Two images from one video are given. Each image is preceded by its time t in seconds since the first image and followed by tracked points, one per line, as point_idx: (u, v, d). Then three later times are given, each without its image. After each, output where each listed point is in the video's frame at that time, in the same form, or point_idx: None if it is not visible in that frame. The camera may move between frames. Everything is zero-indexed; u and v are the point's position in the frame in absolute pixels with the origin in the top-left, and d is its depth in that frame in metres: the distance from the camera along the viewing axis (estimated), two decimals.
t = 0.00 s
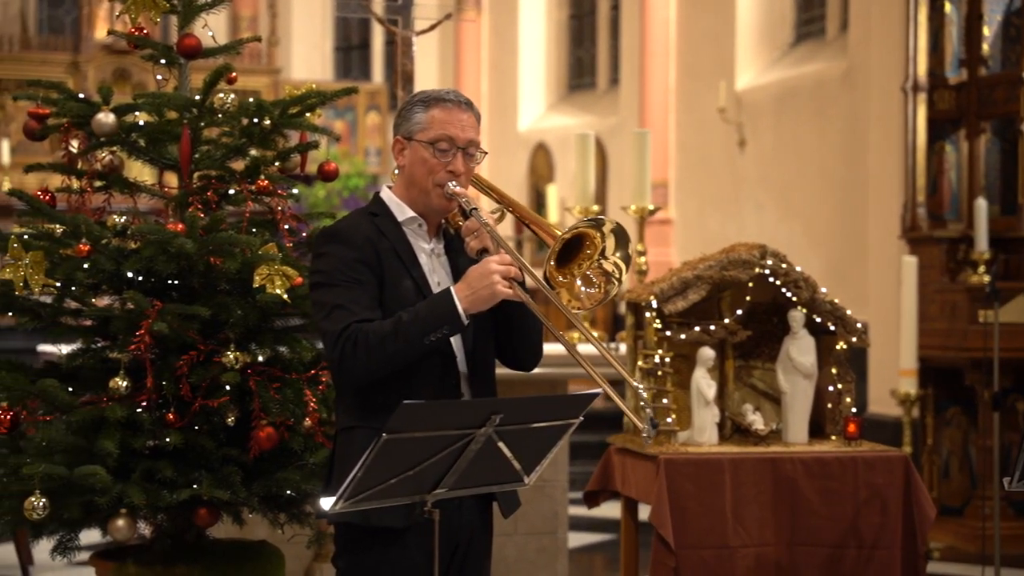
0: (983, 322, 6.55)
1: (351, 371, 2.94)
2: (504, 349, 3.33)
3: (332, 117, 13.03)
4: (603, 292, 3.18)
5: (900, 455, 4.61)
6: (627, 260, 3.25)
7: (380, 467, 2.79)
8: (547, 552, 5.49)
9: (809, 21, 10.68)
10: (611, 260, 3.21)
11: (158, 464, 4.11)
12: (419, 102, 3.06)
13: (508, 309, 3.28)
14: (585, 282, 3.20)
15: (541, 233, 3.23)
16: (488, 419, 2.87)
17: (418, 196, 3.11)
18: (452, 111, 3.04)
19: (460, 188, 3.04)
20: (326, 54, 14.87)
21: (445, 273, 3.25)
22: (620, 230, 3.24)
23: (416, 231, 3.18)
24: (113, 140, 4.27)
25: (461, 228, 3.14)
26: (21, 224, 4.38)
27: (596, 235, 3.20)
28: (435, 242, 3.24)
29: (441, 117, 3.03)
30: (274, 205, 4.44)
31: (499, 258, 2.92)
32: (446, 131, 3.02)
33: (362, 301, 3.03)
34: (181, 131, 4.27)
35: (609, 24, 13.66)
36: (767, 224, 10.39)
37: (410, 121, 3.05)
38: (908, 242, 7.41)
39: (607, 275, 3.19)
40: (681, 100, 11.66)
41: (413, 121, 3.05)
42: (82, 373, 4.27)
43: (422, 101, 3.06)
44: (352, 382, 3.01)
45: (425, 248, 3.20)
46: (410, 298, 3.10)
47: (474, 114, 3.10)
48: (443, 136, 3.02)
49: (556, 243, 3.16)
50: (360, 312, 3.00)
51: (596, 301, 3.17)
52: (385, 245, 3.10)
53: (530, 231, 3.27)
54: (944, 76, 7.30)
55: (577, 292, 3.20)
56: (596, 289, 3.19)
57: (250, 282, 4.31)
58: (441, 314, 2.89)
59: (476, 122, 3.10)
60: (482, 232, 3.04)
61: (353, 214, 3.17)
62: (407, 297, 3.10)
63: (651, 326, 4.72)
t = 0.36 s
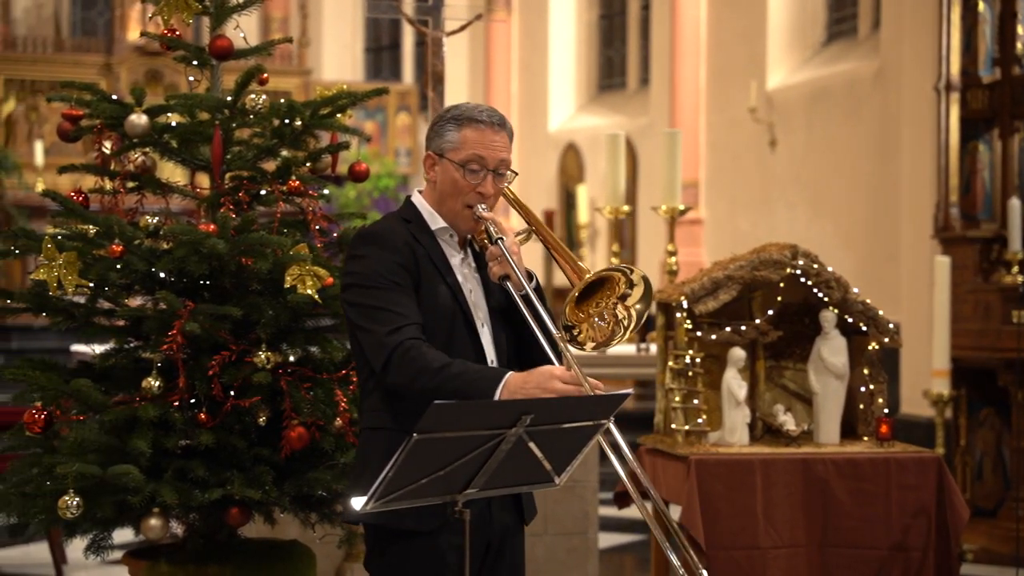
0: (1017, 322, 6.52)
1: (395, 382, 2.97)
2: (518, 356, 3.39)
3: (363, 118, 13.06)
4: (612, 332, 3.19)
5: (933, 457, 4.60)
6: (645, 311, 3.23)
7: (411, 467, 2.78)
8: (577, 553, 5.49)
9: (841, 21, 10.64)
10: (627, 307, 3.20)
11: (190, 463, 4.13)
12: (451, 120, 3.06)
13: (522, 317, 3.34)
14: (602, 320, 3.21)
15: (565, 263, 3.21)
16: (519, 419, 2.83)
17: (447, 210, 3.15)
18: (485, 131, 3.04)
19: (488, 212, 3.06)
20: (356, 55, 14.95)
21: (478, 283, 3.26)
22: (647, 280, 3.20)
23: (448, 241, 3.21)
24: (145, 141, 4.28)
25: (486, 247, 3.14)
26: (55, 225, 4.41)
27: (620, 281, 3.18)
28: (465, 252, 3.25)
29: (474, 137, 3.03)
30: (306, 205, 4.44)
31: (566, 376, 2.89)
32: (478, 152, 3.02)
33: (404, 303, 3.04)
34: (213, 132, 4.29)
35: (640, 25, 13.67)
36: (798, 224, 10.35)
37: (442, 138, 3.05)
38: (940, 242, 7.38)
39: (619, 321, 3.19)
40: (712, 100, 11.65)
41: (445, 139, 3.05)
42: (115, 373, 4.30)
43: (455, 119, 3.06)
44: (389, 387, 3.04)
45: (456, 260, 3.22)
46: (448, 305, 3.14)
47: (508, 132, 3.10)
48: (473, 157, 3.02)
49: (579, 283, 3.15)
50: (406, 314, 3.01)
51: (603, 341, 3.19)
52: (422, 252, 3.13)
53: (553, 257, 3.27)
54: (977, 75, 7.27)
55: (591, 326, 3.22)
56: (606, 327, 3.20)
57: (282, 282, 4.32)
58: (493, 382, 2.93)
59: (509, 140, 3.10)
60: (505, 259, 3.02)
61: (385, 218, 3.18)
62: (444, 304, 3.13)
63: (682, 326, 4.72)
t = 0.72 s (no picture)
0: None
1: (426, 381, 2.97)
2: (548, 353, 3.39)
3: (392, 120, 13.56)
4: (641, 324, 3.15)
5: (967, 459, 4.59)
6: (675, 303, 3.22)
7: (442, 468, 2.78)
8: (607, 554, 5.48)
9: (873, 20, 10.59)
10: (656, 297, 3.18)
11: (222, 464, 4.15)
12: (478, 117, 3.06)
13: (550, 315, 3.34)
14: (631, 312, 3.19)
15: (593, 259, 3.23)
16: (550, 420, 2.83)
17: (474, 209, 3.15)
18: (511, 129, 3.04)
19: (513, 209, 3.06)
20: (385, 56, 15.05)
21: (504, 282, 3.27)
22: (675, 272, 3.22)
23: (473, 240, 3.21)
24: (176, 142, 4.31)
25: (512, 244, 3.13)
26: (87, 226, 4.43)
27: (647, 271, 3.19)
28: (491, 250, 3.26)
29: (500, 134, 3.03)
30: (337, 207, 4.44)
31: (595, 367, 2.88)
32: (503, 149, 3.02)
33: (432, 302, 3.04)
34: (244, 133, 4.31)
35: (670, 25, 13.64)
36: (830, 225, 10.31)
37: (469, 135, 3.06)
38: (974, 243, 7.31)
39: (647, 311, 3.16)
40: (743, 100, 11.62)
41: (471, 136, 3.05)
42: (148, 373, 4.33)
43: (481, 117, 3.06)
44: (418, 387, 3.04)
45: (483, 257, 3.22)
46: (474, 304, 3.14)
47: (534, 130, 3.10)
48: (499, 154, 3.02)
49: (606, 274, 3.17)
50: (435, 313, 3.02)
51: (632, 333, 3.15)
52: (449, 252, 3.13)
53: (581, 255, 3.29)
54: (1011, 74, 7.22)
55: (620, 318, 3.20)
56: (635, 318, 3.17)
57: (313, 283, 4.32)
58: (522, 375, 2.92)
59: (535, 140, 3.10)
60: (531, 254, 3.03)
61: (412, 218, 3.19)
62: (471, 303, 3.13)
63: (712, 327, 4.73)
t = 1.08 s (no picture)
0: None
1: (456, 380, 2.97)
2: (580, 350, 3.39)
3: (425, 122, 13.69)
4: (675, 322, 3.16)
5: (1002, 463, 4.57)
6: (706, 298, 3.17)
7: (474, 469, 2.77)
8: (639, 557, 5.47)
9: (908, 21, 10.52)
10: (687, 293, 3.16)
11: (255, 465, 4.17)
12: (507, 117, 3.06)
13: (582, 314, 3.36)
14: (663, 310, 3.19)
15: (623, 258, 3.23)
16: (582, 423, 2.83)
17: (504, 209, 3.14)
18: (540, 129, 3.03)
19: (543, 208, 3.05)
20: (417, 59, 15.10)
21: (535, 282, 3.27)
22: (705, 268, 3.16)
23: (503, 240, 3.21)
24: (210, 145, 4.33)
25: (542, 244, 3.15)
26: (122, 229, 4.44)
27: (678, 267, 3.16)
28: (521, 251, 3.26)
29: (529, 134, 3.03)
30: (370, 209, 4.47)
31: (627, 362, 2.86)
32: (531, 149, 3.02)
33: (464, 302, 3.04)
34: (278, 136, 4.33)
35: (702, 26, 13.61)
36: (863, 227, 10.26)
37: (498, 135, 3.06)
38: (1008, 242, 7.36)
39: (680, 307, 3.16)
40: (776, 102, 11.58)
41: (500, 136, 3.05)
42: (181, 375, 4.35)
43: (510, 116, 3.06)
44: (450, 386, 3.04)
45: (513, 258, 3.22)
46: (504, 304, 3.13)
47: (564, 130, 3.09)
48: (528, 154, 3.02)
49: (636, 271, 3.16)
50: (465, 312, 3.02)
51: (665, 332, 3.16)
52: (478, 253, 3.13)
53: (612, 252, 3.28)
54: None
55: (652, 317, 3.20)
56: (668, 316, 3.17)
57: (345, 285, 4.33)
58: (553, 371, 2.91)
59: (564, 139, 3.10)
60: (561, 253, 3.03)
61: (442, 220, 3.19)
62: (501, 303, 3.13)
63: (745, 329, 4.72)
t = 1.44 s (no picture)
0: None
1: (490, 376, 2.97)
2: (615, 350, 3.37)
3: (456, 123, 13.95)
4: (710, 317, 3.10)
5: None
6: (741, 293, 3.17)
7: (507, 468, 2.77)
8: (671, 559, 5.46)
9: (942, 20, 10.44)
10: (723, 288, 3.14)
11: (288, 465, 4.17)
12: (542, 114, 3.06)
13: (616, 312, 3.34)
14: (698, 305, 3.15)
15: (658, 255, 3.22)
16: (614, 424, 2.82)
17: (538, 206, 3.14)
18: (575, 125, 3.04)
19: (578, 204, 3.05)
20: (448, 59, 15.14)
21: (569, 281, 3.27)
22: (739, 260, 3.18)
23: (538, 239, 3.21)
24: (244, 146, 4.36)
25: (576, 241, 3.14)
26: (156, 230, 4.47)
27: (713, 261, 3.16)
28: (555, 249, 3.26)
29: (563, 130, 3.03)
30: (402, 211, 4.47)
31: (663, 353, 2.81)
32: (566, 144, 3.02)
33: (498, 298, 3.05)
34: (311, 137, 4.35)
35: (736, 27, 13.58)
36: (898, 228, 10.21)
37: (533, 132, 3.06)
38: None
39: (716, 302, 3.12)
40: (810, 101, 11.53)
41: (535, 133, 3.05)
42: (215, 374, 4.38)
43: (546, 114, 3.06)
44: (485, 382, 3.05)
45: (547, 256, 3.23)
46: (537, 301, 3.13)
47: (598, 127, 3.09)
48: (562, 150, 3.02)
49: (671, 266, 3.16)
50: (499, 308, 3.02)
51: (701, 326, 3.10)
52: (513, 250, 3.14)
53: (646, 250, 3.27)
54: None
55: (687, 313, 3.16)
56: (704, 312, 3.12)
57: (377, 285, 4.34)
58: (588, 364, 2.89)
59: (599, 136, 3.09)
60: (597, 249, 3.02)
61: (476, 218, 3.20)
62: (535, 300, 3.13)
63: (778, 331, 4.71)
